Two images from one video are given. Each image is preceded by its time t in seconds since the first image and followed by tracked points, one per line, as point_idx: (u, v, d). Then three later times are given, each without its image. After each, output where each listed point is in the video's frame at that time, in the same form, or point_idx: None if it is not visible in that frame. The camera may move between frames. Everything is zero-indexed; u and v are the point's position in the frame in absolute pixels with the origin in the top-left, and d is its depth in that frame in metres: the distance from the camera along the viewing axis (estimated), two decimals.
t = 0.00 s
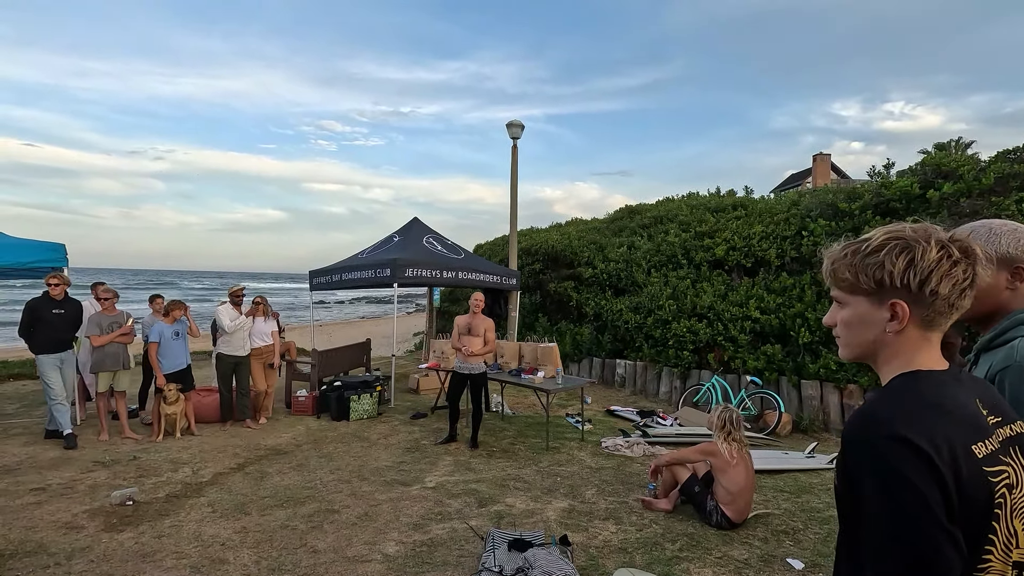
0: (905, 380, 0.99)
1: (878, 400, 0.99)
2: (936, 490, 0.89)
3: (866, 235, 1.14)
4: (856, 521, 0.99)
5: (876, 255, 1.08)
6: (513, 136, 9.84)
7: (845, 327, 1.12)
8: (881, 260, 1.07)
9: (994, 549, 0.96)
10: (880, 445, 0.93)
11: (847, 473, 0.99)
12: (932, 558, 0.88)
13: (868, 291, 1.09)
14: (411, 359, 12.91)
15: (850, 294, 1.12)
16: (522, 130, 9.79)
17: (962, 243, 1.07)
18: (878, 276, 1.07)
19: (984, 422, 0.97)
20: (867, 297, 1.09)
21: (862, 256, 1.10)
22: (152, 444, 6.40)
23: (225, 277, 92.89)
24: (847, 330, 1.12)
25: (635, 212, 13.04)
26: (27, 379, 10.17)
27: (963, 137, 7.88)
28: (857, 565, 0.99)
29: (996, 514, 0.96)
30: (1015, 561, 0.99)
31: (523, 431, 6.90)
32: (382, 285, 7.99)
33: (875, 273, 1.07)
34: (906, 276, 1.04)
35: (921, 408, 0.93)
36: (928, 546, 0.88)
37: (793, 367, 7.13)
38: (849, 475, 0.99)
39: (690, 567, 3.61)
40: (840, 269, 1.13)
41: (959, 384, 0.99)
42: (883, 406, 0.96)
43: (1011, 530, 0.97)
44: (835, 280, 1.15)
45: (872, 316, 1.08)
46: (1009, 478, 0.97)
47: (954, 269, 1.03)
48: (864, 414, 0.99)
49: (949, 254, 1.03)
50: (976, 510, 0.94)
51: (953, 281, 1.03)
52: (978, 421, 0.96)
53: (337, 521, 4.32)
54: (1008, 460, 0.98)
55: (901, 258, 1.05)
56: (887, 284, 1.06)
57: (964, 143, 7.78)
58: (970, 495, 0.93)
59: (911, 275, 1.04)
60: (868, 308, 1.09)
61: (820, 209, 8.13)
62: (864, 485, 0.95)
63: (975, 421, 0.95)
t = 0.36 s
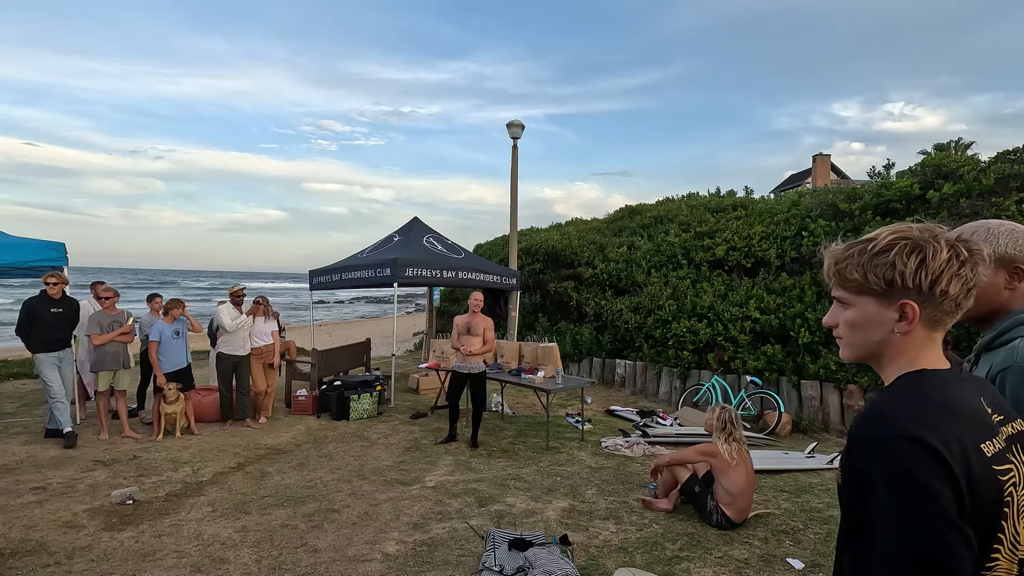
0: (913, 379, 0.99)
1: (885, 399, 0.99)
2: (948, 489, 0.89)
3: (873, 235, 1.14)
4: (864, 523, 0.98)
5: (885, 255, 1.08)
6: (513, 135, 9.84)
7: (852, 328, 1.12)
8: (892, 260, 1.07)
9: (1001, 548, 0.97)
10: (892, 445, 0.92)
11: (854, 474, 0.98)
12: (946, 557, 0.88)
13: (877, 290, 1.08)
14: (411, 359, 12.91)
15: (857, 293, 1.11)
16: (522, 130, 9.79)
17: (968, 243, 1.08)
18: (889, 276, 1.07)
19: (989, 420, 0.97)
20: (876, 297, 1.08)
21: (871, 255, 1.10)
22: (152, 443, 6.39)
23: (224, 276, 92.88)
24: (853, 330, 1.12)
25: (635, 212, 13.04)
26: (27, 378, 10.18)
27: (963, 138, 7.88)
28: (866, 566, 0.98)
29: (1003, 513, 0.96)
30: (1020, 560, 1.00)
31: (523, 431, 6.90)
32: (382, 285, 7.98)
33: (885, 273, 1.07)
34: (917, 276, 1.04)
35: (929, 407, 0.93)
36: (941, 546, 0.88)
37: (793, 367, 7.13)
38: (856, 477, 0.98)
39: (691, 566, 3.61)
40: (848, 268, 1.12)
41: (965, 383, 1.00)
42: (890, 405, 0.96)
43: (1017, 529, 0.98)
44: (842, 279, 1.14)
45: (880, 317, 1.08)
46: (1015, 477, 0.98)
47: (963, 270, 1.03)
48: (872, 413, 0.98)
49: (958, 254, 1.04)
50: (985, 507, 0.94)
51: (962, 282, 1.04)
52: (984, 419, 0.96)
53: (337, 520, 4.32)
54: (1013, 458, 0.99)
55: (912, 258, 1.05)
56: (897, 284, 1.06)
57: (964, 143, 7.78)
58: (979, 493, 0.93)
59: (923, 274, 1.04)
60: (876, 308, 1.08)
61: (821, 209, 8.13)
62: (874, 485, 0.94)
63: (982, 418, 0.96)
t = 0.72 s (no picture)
0: (914, 378, 1.00)
1: (885, 400, 0.99)
2: (954, 489, 0.90)
3: (872, 234, 1.14)
4: (868, 525, 0.98)
5: (887, 254, 1.08)
6: (511, 135, 9.84)
7: (851, 328, 1.12)
8: (893, 260, 1.07)
9: (1003, 548, 0.97)
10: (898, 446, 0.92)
11: (857, 477, 0.98)
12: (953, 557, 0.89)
13: (878, 291, 1.08)
14: (407, 358, 12.89)
15: (857, 293, 1.11)
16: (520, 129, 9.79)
17: (966, 242, 1.09)
18: (890, 276, 1.07)
19: (989, 419, 0.98)
20: (877, 297, 1.09)
21: (871, 255, 1.10)
22: (147, 442, 6.37)
23: (221, 275, 92.60)
24: (854, 330, 1.11)
25: (632, 213, 13.06)
26: (21, 377, 10.13)
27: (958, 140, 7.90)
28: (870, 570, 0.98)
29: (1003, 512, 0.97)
30: (1019, 559, 1.00)
31: (519, 430, 6.90)
32: (378, 284, 7.97)
33: (886, 272, 1.07)
34: (919, 275, 1.04)
35: (932, 407, 0.93)
36: (948, 546, 0.89)
37: (789, 368, 7.14)
38: (859, 480, 0.98)
39: (686, 566, 3.61)
40: (848, 268, 1.12)
41: (965, 382, 1.01)
42: (892, 406, 0.96)
43: (1016, 528, 0.98)
44: (841, 279, 1.14)
45: (881, 317, 1.08)
46: (1015, 477, 0.98)
47: (962, 269, 1.04)
48: (874, 415, 0.98)
49: (958, 254, 1.05)
50: (988, 506, 0.95)
51: (961, 281, 1.05)
52: (984, 418, 0.97)
53: (332, 520, 4.31)
54: (1011, 459, 0.99)
55: (914, 258, 1.05)
56: (899, 284, 1.06)
57: (959, 146, 7.81)
58: (983, 492, 0.93)
59: (925, 274, 1.04)
60: (876, 308, 1.09)
61: (817, 210, 8.16)
62: (878, 488, 0.94)
63: (981, 417, 0.96)
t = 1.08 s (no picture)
0: (908, 377, 1.00)
1: (881, 399, 0.99)
2: (948, 488, 0.90)
3: (864, 232, 1.14)
4: (862, 524, 0.98)
5: (879, 253, 1.08)
6: (504, 136, 9.84)
7: (844, 327, 1.12)
8: (886, 258, 1.07)
9: (995, 546, 0.99)
10: (894, 444, 0.92)
11: (853, 477, 0.98)
12: (949, 555, 0.89)
13: (871, 289, 1.08)
14: (399, 358, 12.86)
15: (850, 292, 1.11)
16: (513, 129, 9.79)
17: (956, 240, 1.10)
18: (883, 275, 1.07)
19: (982, 417, 0.99)
20: (870, 296, 1.09)
21: (864, 254, 1.10)
22: (135, 442, 6.32)
23: (212, 274, 91.99)
24: (847, 330, 1.12)
25: (625, 214, 13.09)
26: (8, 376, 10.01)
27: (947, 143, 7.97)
28: (865, 569, 0.98)
29: (996, 511, 0.98)
30: (1010, 556, 1.02)
31: (512, 431, 6.89)
32: (371, 283, 7.94)
33: (879, 271, 1.07)
34: (912, 274, 1.05)
35: (928, 407, 0.94)
36: (943, 545, 0.89)
37: (780, 368, 7.18)
38: (855, 479, 0.98)
39: (677, 566, 3.63)
40: (841, 267, 1.12)
41: (957, 380, 1.02)
42: (888, 406, 0.96)
43: (1007, 526, 1.00)
44: (834, 277, 1.14)
45: (874, 316, 1.08)
46: (1007, 474, 1.00)
47: (954, 268, 1.05)
48: (868, 414, 0.98)
49: (949, 252, 1.06)
50: (981, 504, 0.95)
51: (952, 279, 1.06)
52: (977, 416, 0.98)
53: (323, 520, 4.29)
54: (1005, 457, 1.00)
55: (907, 257, 1.05)
56: (892, 283, 1.06)
57: (948, 148, 7.89)
58: (977, 490, 0.94)
59: (917, 273, 1.05)
60: (869, 307, 1.09)
61: (808, 212, 8.21)
62: (874, 488, 0.94)
63: (975, 416, 0.97)
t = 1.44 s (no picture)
0: (898, 375, 1.01)
1: (872, 397, 1.01)
2: (938, 486, 0.91)
3: (848, 233, 1.15)
4: (854, 524, 0.99)
5: (862, 252, 1.09)
6: (495, 137, 9.84)
7: (833, 327, 1.13)
8: (869, 258, 1.08)
9: (986, 544, 1.00)
10: (886, 442, 0.93)
11: (845, 475, 0.99)
12: (939, 553, 0.90)
13: (855, 288, 1.10)
14: (389, 360, 12.81)
15: (836, 292, 1.12)
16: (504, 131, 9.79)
17: (940, 238, 1.11)
18: (866, 274, 1.08)
19: (972, 415, 1.00)
20: (854, 294, 1.10)
21: (847, 254, 1.11)
22: (120, 445, 6.23)
23: (199, 275, 91.09)
24: (835, 330, 1.13)
25: (615, 215, 13.15)
26: None
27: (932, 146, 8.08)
28: (858, 568, 0.99)
29: (987, 508, 0.99)
30: (1000, 554, 1.04)
31: (502, 432, 6.89)
32: (360, 284, 7.90)
33: (862, 270, 1.08)
34: (894, 272, 1.06)
35: (916, 404, 0.95)
36: (935, 543, 0.90)
37: (768, 369, 7.24)
38: (846, 478, 0.99)
39: (668, 566, 3.64)
40: (826, 268, 1.13)
41: (947, 378, 1.03)
42: (879, 404, 0.97)
43: (998, 523, 1.01)
44: (821, 278, 1.15)
45: (860, 315, 1.09)
46: (997, 472, 1.01)
47: (937, 265, 1.06)
48: (859, 412, 0.99)
49: (932, 250, 1.07)
50: (971, 501, 0.96)
51: (936, 277, 1.07)
52: (967, 413, 0.99)
53: (312, 522, 4.25)
54: (994, 454, 1.02)
55: (888, 256, 1.07)
56: (875, 282, 1.07)
57: (932, 152, 8.00)
58: (966, 488, 0.95)
59: (899, 271, 1.06)
60: (855, 306, 1.10)
61: (796, 214, 8.28)
62: (865, 486, 0.95)
63: (964, 412, 0.99)
